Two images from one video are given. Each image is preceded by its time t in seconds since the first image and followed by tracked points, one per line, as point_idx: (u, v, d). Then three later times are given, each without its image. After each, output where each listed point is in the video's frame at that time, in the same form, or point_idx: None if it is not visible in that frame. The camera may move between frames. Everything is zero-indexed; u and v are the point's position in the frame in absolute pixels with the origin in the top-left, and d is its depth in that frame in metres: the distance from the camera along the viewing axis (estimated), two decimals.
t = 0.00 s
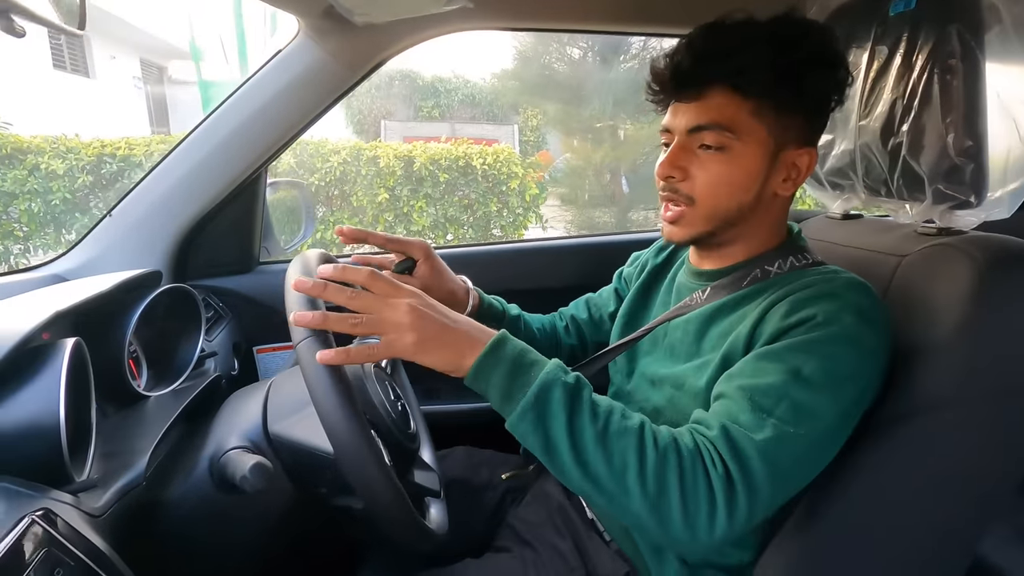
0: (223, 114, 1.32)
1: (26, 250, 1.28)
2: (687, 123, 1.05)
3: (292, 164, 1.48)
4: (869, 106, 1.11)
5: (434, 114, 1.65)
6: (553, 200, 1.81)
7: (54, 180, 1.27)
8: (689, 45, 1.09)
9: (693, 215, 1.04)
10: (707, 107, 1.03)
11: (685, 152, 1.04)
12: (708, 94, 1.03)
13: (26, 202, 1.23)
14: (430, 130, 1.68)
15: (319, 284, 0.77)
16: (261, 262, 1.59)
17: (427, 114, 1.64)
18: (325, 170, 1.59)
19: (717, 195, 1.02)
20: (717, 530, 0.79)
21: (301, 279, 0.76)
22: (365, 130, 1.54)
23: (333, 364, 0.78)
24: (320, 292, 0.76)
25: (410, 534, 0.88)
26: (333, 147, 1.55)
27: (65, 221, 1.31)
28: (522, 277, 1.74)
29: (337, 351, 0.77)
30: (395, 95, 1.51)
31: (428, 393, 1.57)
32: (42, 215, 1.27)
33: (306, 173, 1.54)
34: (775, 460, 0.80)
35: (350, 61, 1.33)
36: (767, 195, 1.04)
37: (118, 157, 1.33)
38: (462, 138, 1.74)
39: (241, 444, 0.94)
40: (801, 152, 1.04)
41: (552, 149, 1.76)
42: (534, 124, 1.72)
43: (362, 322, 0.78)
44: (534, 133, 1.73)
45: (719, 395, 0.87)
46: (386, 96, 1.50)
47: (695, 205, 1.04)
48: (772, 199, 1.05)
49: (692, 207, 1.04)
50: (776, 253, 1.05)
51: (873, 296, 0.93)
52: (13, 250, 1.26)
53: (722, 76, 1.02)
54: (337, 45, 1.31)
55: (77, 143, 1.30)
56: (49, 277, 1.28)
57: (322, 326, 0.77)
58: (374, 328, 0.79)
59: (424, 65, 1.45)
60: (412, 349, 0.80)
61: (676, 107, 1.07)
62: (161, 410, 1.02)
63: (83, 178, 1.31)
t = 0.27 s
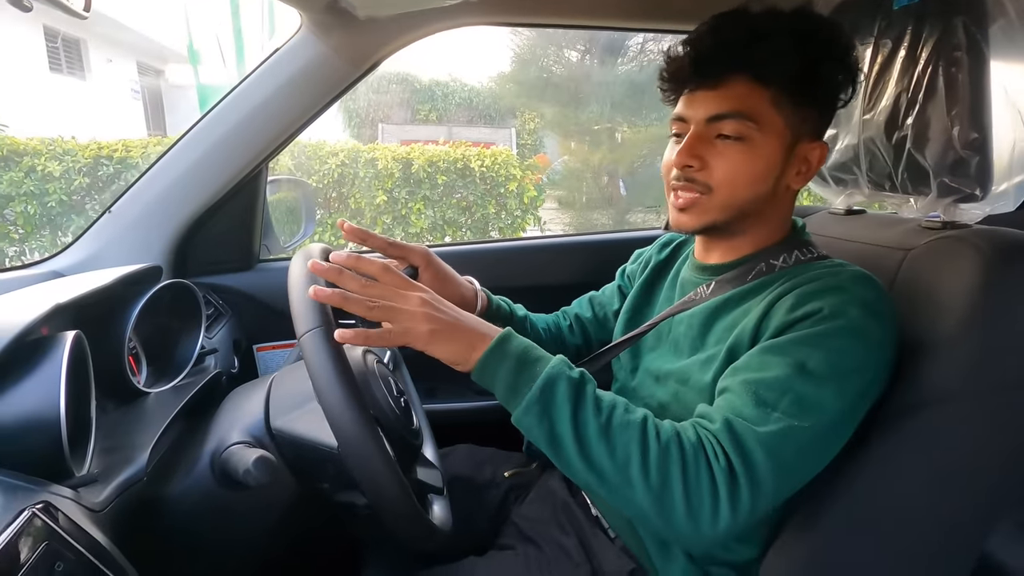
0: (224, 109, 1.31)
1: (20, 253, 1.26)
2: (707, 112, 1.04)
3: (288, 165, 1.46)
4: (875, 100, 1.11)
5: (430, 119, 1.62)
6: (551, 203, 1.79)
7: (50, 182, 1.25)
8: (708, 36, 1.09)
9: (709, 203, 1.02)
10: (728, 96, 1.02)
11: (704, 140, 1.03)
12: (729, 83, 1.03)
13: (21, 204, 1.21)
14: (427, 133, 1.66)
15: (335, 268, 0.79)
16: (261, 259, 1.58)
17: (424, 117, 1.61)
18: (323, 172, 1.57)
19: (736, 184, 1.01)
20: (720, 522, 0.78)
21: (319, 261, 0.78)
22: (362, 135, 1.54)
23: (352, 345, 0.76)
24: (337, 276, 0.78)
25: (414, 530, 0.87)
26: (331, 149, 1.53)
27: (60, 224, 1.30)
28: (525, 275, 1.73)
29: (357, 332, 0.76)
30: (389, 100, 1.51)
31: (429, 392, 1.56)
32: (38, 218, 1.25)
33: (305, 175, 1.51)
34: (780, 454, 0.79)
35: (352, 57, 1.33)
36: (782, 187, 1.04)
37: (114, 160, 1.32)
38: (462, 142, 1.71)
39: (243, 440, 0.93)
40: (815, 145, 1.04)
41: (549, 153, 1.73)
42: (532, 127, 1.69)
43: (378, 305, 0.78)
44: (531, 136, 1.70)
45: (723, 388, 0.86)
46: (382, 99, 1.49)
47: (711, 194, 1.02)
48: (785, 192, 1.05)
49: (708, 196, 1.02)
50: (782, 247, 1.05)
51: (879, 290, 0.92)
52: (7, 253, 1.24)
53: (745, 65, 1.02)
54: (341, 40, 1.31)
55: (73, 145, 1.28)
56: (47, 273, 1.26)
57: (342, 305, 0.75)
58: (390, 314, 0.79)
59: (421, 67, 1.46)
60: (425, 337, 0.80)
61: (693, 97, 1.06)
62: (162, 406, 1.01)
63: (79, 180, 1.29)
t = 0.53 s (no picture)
0: (220, 112, 1.30)
1: (16, 257, 1.24)
2: (733, 113, 1.02)
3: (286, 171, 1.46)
4: (875, 103, 1.11)
5: (428, 122, 1.60)
6: (548, 207, 1.78)
7: (47, 187, 1.22)
8: (731, 33, 1.07)
9: (734, 208, 1.01)
10: (756, 98, 1.01)
11: (730, 143, 1.01)
12: (757, 85, 1.01)
13: (17, 209, 1.18)
14: (424, 137, 1.63)
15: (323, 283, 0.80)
16: (258, 264, 1.57)
17: (422, 122, 1.59)
18: (320, 177, 1.55)
19: (762, 190, 1.00)
20: (716, 529, 0.77)
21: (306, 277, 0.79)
22: (360, 138, 1.53)
23: (345, 359, 0.75)
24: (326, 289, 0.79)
25: (412, 538, 0.86)
26: (329, 154, 1.51)
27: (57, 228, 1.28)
28: (523, 280, 1.73)
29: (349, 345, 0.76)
30: (388, 104, 1.50)
31: (427, 398, 1.55)
32: (33, 222, 1.22)
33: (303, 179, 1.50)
34: (776, 460, 0.78)
35: (349, 61, 1.32)
36: (794, 194, 1.04)
37: (111, 164, 1.30)
38: (460, 146, 1.69)
39: (238, 447, 0.92)
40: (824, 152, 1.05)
41: (546, 157, 1.70)
42: (530, 131, 1.66)
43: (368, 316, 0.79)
44: (529, 141, 1.67)
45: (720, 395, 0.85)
46: (379, 104, 1.49)
47: (737, 198, 1.01)
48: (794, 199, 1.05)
49: (733, 199, 1.01)
50: (779, 251, 1.04)
51: (878, 294, 0.91)
52: None
53: (774, 69, 1.01)
54: (337, 43, 1.30)
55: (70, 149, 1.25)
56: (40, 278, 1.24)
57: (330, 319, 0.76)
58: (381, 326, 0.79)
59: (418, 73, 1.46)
60: (420, 347, 0.80)
61: (716, 97, 1.04)
62: (156, 413, 1.00)
63: (76, 184, 1.26)
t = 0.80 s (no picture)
0: (219, 124, 1.30)
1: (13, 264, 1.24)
2: (737, 127, 1.02)
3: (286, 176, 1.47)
4: (871, 116, 1.11)
5: (427, 127, 1.60)
6: (547, 212, 1.76)
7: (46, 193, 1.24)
8: (729, 45, 1.07)
9: (740, 222, 1.01)
10: (760, 111, 1.01)
11: (735, 156, 1.01)
12: (762, 98, 1.02)
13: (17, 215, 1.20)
14: (422, 141, 1.63)
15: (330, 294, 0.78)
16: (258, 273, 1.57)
17: (421, 127, 1.59)
18: (320, 183, 1.56)
19: (768, 203, 1.01)
20: (721, 550, 0.78)
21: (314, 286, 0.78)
22: (359, 142, 1.52)
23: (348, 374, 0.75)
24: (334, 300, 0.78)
25: (411, 552, 0.86)
26: (328, 159, 1.51)
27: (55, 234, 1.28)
28: (521, 288, 1.73)
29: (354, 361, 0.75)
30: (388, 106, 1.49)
31: (426, 407, 1.55)
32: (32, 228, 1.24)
33: (301, 185, 1.51)
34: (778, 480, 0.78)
35: (348, 72, 1.33)
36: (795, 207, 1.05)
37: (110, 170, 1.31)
38: (458, 152, 1.70)
39: (236, 461, 0.92)
40: (821, 164, 1.06)
41: (544, 162, 1.71)
42: (528, 136, 1.67)
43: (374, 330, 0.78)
44: (528, 145, 1.68)
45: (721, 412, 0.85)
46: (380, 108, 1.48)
47: (743, 211, 1.01)
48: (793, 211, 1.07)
49: (739, 213, 1.01)
50: (778, 264, 1.04)
51: (876, 309, 0.92)
52: None
53: (778, 82, 1.02)
54: (336, 55, 1.30)
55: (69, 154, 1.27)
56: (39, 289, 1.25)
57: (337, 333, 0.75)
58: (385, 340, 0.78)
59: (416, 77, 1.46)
60: (423, 363, 0.80)
61: (720, 110, 1.04)
62: (154, 426, 1.00)
63: (75, 190, 1.28)
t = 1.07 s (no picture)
0: (220, 137, 1.32)
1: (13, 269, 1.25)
2: (728, 144, 1.04)
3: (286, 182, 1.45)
4: (867, 130, 1.13)
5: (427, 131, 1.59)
6: (546, 215, 1.80)
7: (46, 199, 1.25)
8: (719, 64, 1.09)
9: (733, 238, 1.03)
10: (751, 129, 1.03)
11: (727, 173, 1.03)
12: (751, 116, 1.03)
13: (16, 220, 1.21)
14: (423, 143, 1.64)
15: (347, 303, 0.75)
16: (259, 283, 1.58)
17: (421, 130, 1.58)
18: (319, 187, 1.56)
19: (759, 220, 1.02)
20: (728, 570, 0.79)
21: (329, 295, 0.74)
22: (359, 146, 1.51)
23: (351, 390, 0.76)
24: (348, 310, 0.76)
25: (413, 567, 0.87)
26: (328, 164, 1.51)
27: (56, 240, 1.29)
28: (520, 295, 1.74)
29: (358, 379, 0.76)
30: (387, 112, 1.48)
31: (426, 416, 1.56)
32: (32, 233, 1.25)
33: (301, 190, 1.51)
34: (783, 500, 0.79)
35: (350, 86, 1.34)
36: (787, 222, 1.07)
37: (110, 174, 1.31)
38: (458, 156, 1.73)
39: (239, 475, 0.93)
40: (813, 179, 1.08)
41: (543, 165, 1.72)
42: (528, 139, 1.67)
43: (383, 346, 0.77)
44: (528, 148, 1.69)
45: (725, 431, 0.86)
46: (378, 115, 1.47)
47: (735, 227, 1.02)
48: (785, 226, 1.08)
49: (732, 229, 1.02)
50: (773, 278, 1.06)
51: (872, 325, 0.93)
52: None
53: (767, 100, 1.03)
54: (338, 69, 1.32)
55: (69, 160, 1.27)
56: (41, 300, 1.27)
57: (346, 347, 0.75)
58: (393, 356, 0.78)
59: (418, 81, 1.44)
60: (428, 379, 0.80)
61: (711, 128, 1.06)
62: (158, 439, 1.01)
63: (75, 195, 1.28)
